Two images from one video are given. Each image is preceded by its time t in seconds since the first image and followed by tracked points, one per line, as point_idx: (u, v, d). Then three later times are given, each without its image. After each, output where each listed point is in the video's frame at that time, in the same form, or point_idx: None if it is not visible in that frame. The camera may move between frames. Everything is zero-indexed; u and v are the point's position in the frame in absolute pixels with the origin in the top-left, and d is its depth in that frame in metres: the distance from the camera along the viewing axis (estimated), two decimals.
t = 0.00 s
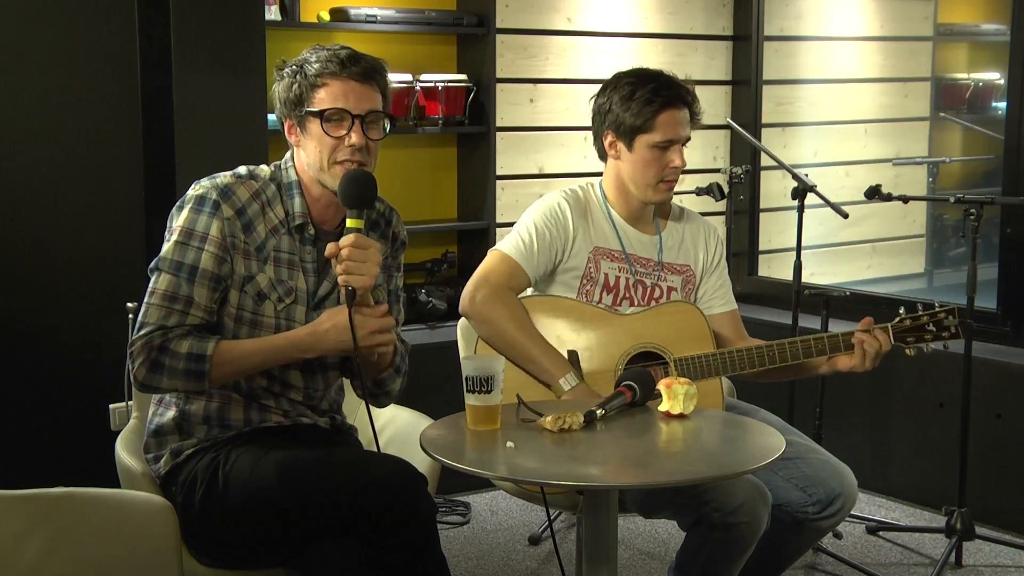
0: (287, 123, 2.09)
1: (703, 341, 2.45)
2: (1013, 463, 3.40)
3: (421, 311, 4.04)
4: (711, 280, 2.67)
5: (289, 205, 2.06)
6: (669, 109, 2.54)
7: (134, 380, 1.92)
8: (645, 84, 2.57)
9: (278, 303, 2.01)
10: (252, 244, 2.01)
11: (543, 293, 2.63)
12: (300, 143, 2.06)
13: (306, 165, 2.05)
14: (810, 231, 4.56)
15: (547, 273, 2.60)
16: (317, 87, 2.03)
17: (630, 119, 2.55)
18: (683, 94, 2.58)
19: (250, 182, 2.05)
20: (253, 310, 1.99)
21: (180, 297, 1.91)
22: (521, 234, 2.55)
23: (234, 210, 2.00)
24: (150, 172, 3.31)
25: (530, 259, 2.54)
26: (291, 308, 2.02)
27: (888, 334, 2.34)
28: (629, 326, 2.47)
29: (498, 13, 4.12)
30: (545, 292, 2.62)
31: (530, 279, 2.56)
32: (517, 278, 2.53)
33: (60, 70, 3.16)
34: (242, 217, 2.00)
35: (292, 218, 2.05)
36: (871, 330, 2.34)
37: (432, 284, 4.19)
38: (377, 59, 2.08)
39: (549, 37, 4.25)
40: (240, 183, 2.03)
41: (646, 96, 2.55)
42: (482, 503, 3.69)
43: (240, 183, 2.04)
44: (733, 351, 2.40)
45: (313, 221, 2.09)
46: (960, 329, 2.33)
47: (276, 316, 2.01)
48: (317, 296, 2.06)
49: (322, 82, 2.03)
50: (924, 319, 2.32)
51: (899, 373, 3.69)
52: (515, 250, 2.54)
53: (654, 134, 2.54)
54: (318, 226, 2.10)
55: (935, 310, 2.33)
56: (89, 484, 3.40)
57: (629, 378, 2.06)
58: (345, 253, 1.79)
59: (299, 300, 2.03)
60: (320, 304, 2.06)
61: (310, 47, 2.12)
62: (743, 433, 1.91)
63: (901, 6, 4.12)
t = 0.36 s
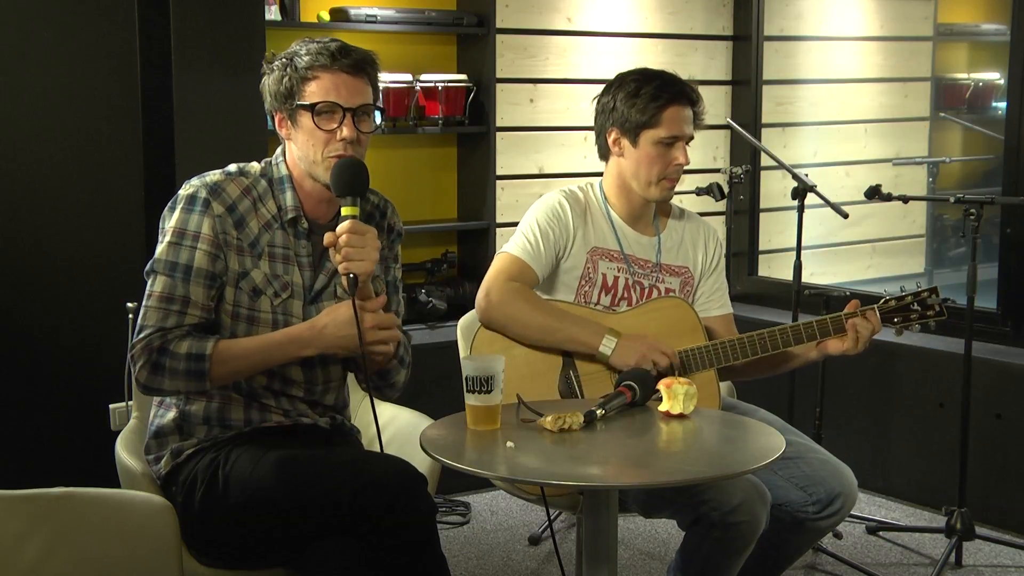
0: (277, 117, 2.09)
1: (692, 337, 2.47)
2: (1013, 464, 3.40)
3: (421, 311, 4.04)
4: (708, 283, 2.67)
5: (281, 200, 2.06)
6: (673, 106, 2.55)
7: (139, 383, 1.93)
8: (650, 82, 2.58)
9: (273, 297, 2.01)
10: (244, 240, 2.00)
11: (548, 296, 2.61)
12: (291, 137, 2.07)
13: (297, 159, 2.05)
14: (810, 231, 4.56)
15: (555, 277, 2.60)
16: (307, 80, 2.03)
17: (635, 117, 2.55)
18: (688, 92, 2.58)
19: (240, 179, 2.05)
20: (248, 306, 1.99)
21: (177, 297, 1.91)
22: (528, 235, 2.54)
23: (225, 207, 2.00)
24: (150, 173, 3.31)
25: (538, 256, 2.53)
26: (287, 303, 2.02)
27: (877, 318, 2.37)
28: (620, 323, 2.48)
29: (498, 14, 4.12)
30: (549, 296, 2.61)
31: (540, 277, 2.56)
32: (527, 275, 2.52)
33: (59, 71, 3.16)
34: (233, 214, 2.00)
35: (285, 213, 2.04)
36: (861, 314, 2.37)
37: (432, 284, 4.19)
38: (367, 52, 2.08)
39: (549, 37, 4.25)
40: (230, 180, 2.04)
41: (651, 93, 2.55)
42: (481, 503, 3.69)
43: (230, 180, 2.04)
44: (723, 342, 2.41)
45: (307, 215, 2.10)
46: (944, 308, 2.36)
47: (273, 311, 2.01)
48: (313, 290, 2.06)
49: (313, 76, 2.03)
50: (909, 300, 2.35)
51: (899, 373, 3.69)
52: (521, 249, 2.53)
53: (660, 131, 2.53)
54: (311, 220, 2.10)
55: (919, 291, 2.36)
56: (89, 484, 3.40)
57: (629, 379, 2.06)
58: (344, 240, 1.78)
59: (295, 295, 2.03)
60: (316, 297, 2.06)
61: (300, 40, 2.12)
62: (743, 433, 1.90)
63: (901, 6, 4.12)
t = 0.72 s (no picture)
0: (270, 118, 2.08)
1: (691, 334, 2.47)
2: (1013, 464, 3.40)
3: (421, 311, 4.04)
4: (709, 286, 2.67)
5: (275, 203, 2.05)
6: (682, 107, 2.55)
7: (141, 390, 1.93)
8: (658, 83, 2.58)
9: (269, 301, 2.00)
10: (239, 244, 2.00)
11: (549, 293, 2.62)
12: (284, 139, 2.06)
13: (291, 159, 2.05)
14: (810, 231, 4.56)
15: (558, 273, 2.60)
16: (301, 80, 2.03)
17: (644, 118, 2.55)
18: (696, 94, 2.58)
19: (234, 182, 2.05)
20: (244, 310, 1.99)
21: (174, 303, 1.91)
22: (531, 232, 2.54)
23: (219, 211, 2.00)
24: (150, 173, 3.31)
25: (538, 257, 2.52)
26: (283, 306, 2.02)
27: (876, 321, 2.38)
28: (620, 322, 2.48)
29: (498, 13, 4.12)
30: (550, 293, 2.62)
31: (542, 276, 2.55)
32: (528, 275, 2.52)
33: (60, 71, 3.16)
34: (227, 217, 2.00)
35: (279, 216, 2.04)
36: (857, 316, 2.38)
37: (432, 284, 4.19)
38: (359, 51, 2.08)
39: (549, 37, 4.25)
40: (224, 183, 2.03)
41: (659, 94, 2.56)
42: (481, 503, 3.69)
43: (224, 183, 2.04)
44: (721, 343, 2.42)
45: (301, 218, 2.09)
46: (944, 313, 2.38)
47: (269, 314, 2.01)
48: (308, 293, 2.05)
49: (306, 76, 2.03)
50: (909, 303, 2.38)
51: (899, 373, 3.69)
52: (522, 247, 2.53)
53: (667, 133, 2.54)
54: (305, 223, 2.09)
55: (919, 295, 2.38)
56: (89, 484, 3.40)
57: (629, 378, 2.06)
58: (344, 240, 1.78)
59: (291, 297, 2.03)
60: (311, 300, 2.06)
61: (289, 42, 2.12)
62: (743, 433, 1.90)
63: (901, 6, 4.12)
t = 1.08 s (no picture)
0: (270, 116, 2.08)
1: (697, 339, 2.46)
2: (1013, 464, 3.40)
3: (421, 311, 4.04)
4: (709, 290, 2.67)
5: (277, 200, 2.05)
6: (695, 118, 2.55)
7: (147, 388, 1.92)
8: (672, 91, 2.58)
9: (270, 298, 2.00)
10: (241, 241, 2.00)
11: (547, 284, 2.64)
12: (286, 136, 2.06)
13: (292, 155, 2.05)
14: (810, 231, 4.56)
15: (551, 265, 2.60)
16: (302, 76, 2.03)
17: (657, 126, 2.55)
18: (709, 104, 2.59)
19: (235, 179, 2.05)
20: (246, 307, 1.99)
21: (180, 298, 1.91)
22: (527, 226, 2.56)
23: (221, 208, 2.00)
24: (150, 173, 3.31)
25: (533, 246, 2.54)
26: (284, 304, 2.02)
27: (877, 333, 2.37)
28: (624, 320, 2.48)
29: (498, 13, 4.11)
30: (547, 284, 2.63)
31: (531, 266, 2.58)
32: (518, 262, 2.56)
33: (60, 70, 3.16)
34: (229, 214, 2.00)
35: (280, 213, 2.04)
36: (839, 334, 2.37)
37: (432, 284, 4.19)
38: (357, 47, 2.10)
39: (549, 37, 4.25)
40: (225, 181, 2.03)
41: (673, 104, 2.56)
42: (481, 503, 3.69)
43: (225, 181, 2.04)
44: (728, 346, 2.40)
45: (302, 215, 2.09)
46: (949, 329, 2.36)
47: (271, 312, 2.00)
48: (309, 290, 2.06)
49: (307, 71, 2.03)
50: (913, 319, 2.36)
51: (899, 373, 3.69)
52: (515, 233, 2.55)
53: (680, 143, 2.54)
54: (307, 221, 2.09)
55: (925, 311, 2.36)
56: (90, 485, 3.40)
57: (629, 379, 2.06)
58: (350, 232, 1.78)
59: (292, 295, 2.03)
60: (312, 298, 2.06)
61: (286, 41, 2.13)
62: (743, 433, 1.90)
63: (901, 6, 4.12)
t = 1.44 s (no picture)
0: (268, 115, 2.08)
1: (693, 336, 2.46)
2: (1013, 464, 3.40)
3: (421, 311, 4.04)
4: (712, 289, 2.66)
5: (275, 200, 2.06)
6: (693, 116, 2.56)
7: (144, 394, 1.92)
8: (669, 90, 2.58)
9: (268, 298, 2.00)
10: (238, 241, 2.00)
11: (547, 291, 2.63)
12: (284, 135, 2.06)
13: (290, 154, 2.05)
14: (810, 231, 4.56)
15: (553, 272, 2.60)
16: (297, 74, 2.04)
17: (655, 126, 2.56)
18: (706, 101, 2.59)
19: (233, 180, 2.05)
20: (244, 307, 1.98)
21: (175, 302, 1.90)
22: (527, 233, 2.55)
23: (217, 209, 1.99)
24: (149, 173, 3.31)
25: (532, 255, 2.54)
26: (283, 303, 2.02)
27: (876, 325, 2.39)
28: (618, 323, 2.47)
29: (498, 13, 4.11)
30: (549, 291, 2.62)
31: (533, 275, 2.57)
32: (518, 270, 2.55)
33: (59, 70, 3.16)
34: (226, 215, 2.00)
35: (278, 212, 2.04)
36: (840, 322, 2.39)
37: (432, 284, 4.20)
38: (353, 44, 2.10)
39: (549, 37, 4.25)
40: (222, 181, 2.03)
41: (671, 102, 2.56)
42: (481, 503, 3.69)
43: (222, 181, 2.04)
44: (725, 344, 2.41)
45: (301, 214, 2.09)
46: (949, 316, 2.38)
47: (269, 312, 2.00)
48: (308, 289, 2.06)
49: (303, 68, 2.04)
50: (913, 308, 2.38)
51: (898, 372, 3.69)
52: (515, 244, 2.55)
53: (678, 142, 2.55)
54: (306, 220, 2.09)
55: (924, 300, 2.38)
56: (90, 485, 3.40)
57: (629, 378, 2.06)
58: (345, 228, 1.77)
59: (291, 295, 2.03)
60: (311, 297, 2.06)
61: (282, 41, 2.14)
62: (743, 433, 1.90)
63: (901, 6, 4.12)
